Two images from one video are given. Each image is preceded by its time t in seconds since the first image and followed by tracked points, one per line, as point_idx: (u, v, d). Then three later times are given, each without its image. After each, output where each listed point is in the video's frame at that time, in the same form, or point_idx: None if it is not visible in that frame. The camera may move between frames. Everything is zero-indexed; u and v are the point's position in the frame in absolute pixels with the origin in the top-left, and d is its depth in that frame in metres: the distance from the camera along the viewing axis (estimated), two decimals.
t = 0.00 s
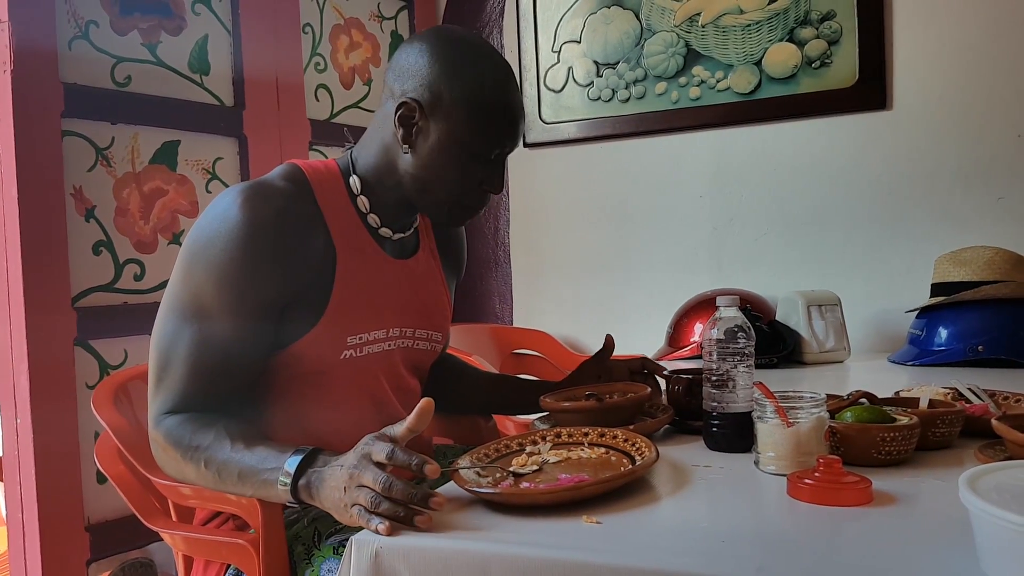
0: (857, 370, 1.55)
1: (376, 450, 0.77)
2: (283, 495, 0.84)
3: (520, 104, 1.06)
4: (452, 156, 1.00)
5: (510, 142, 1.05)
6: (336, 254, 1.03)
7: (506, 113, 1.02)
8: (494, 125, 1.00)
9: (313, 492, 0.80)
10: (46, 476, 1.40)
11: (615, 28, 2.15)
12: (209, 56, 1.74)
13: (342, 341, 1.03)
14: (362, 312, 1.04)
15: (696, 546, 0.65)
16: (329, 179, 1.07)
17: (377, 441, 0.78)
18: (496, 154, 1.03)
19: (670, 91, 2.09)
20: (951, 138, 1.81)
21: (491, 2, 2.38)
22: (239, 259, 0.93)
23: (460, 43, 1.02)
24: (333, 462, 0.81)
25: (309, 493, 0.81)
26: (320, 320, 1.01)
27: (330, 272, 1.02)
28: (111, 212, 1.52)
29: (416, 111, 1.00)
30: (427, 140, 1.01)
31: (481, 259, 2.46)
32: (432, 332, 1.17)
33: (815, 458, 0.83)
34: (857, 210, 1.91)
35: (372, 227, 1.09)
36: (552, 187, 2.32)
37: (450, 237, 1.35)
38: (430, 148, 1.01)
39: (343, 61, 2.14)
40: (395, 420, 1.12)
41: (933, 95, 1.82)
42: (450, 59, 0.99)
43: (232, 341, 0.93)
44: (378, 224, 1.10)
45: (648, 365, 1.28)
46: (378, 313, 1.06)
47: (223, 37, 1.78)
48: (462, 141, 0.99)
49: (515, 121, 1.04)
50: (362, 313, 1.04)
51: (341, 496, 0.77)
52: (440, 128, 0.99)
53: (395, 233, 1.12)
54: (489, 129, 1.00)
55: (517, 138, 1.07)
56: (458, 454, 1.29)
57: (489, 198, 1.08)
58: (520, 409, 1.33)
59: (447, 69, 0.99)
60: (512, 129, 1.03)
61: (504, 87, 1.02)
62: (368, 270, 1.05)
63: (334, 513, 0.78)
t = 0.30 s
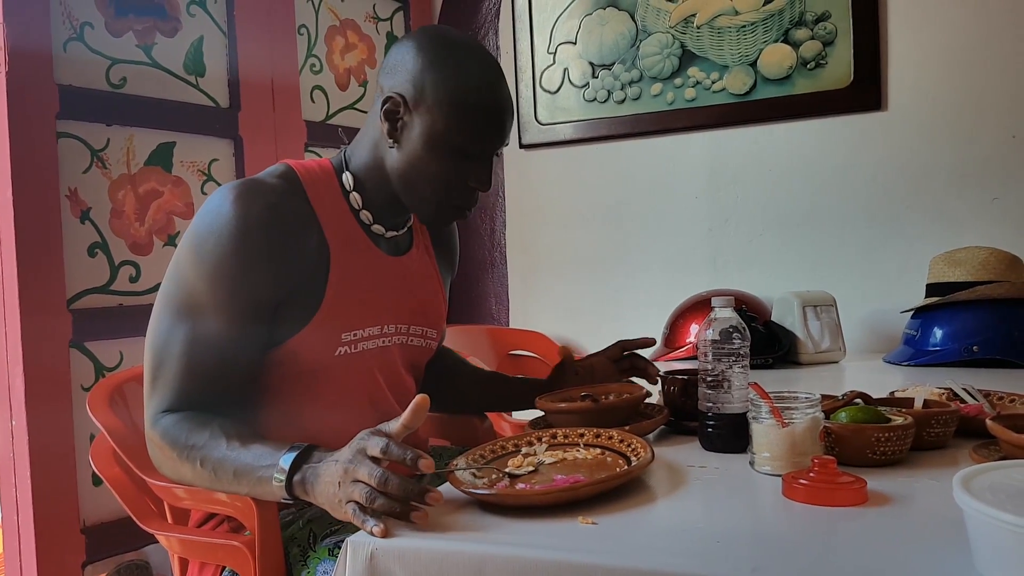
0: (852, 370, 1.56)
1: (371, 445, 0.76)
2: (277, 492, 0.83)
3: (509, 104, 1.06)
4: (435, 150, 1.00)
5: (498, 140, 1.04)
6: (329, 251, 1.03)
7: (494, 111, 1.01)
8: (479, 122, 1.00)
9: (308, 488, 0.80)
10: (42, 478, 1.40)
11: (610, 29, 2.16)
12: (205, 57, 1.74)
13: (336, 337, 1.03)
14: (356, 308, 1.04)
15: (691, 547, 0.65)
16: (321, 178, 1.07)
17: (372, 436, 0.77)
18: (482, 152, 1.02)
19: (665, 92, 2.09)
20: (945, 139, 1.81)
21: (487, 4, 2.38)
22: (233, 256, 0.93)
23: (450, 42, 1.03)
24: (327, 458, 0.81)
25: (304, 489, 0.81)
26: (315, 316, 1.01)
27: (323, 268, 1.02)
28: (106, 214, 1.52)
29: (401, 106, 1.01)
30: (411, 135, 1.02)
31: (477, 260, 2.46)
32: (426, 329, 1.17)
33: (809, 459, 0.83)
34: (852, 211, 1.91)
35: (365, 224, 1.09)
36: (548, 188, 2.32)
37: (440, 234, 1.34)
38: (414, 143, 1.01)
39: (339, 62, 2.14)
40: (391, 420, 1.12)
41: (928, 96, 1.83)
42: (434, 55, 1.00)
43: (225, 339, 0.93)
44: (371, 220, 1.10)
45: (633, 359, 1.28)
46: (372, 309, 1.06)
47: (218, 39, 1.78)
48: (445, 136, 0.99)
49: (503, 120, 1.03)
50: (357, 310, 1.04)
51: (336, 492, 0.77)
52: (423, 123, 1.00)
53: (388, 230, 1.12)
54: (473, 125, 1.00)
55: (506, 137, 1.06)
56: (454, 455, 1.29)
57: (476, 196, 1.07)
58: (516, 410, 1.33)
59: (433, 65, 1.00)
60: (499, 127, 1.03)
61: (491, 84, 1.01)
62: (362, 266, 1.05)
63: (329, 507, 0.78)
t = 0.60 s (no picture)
0: (852, 371, 1.56)
1: (372, 417, 0.77)
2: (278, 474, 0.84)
3: (499, 102, 1.05)
4: (413, 138, 1.01)
5: (481, 135, 1.03)
6: (325, 247, 1.03)
7: (477, 104, 1.01)
8: (460, 113, 1.00)
9: (310, 464, 0.81)
10: (41, 479, 1.40)
11: (609, 30, 2.16)
12: (204, 58, 1.74)
13: (334, 333, 1.04)
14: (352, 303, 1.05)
15: (691, 548, 0.65)
16: (317, 176, 1.08)
17: (373, 408, 0.77)
18: (462, 144, 1.02)
19: (664, 93, 2.10)
20: (944, 140, 1.82)
21: (486, 5, 2.38)
22: (231, 249, 0.94)
23: (440, 36, 1.04)
24: (329, 435, 0.81)
25: (306, 466, 0.81)
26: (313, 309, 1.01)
27: (319, 263, 1.02)
28: (105, 215, 1.52)
29: (387, 96, 1.04)
30: (393, 123, 1.03)
31: (476, 261, 2.46)
32: (424, 327, 1.18)
33: (808, 459, 0.83)
34: (851, 211, 1.92)
35: (361, 220, 1.09)
36: (547, 189, 2.32)
37: (434, 230, 1.34)
38: (394, 131, 1.03)
39: (338, 63, 2.14)
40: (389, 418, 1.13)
41: (926, 96, 1.83)
42: (423, 49, 1.02)
43: (223, 333, 0.93)
44: (368, 217, 1.10)
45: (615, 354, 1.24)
46: (368, 304, 1.07)
47: (218, 40, 1.78)
48: (423, 125, 1.00)
49: (488, 116, 1.03)
50: (354, 305, 1.05)
51: (339, 463, 0.77)
52: (405, 111, 1.02)
53: (385, 229, 1.12)
54: (453, 116, 1.00)
55: (493, 135, 1.06)
56: (452, 455, 1.30)
57: (458, 190, 1.06)
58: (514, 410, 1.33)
59: (419, 57, 1.02)
60: (482, 122, 1.02)
61: (476, 79, 1.01)
62: (359, 264, 1.06)
63: (330, 481, 0.78)
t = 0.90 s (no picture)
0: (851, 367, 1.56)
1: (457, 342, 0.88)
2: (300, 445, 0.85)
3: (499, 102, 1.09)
4: (426, 146, 1.03)
5: (487, 138, 1.07)
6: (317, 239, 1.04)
7: (482, 108, 1.05)
8: (471, 119, 1.03)
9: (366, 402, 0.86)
10: (40, 475, 1.40)
11: (608, 25, 2.15)
12: (203, 54, 1.74)
13: (328, 325, 1.04)
14: (345, 296, 1.05)
15: (690, 543, 0.65)
16: (307, 174, 1.08)
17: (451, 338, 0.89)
18: (473, 149, 1.06)
19: (664, 88, 2.09)
20: (944, 135, 1.82)
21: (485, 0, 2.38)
22: (231, 234, 0.94)
23: (438, 37, 1.05)
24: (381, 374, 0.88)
25: (361, 404, 0.86)
26: (308, 297, 1.02)
27: (313, 253, 1.03)
28: (104, 211, 1.52)
29: (393, 103, 1.03)
30: (403, 132, 1.04)
31: (476, 257, 2.46)
32: (416, 321, 1.18)
33: (807, 455, 0.83)
34: (851, 207, 1.91)
35: (356, 218, 1.09)
36: (546, 185, 2.32)
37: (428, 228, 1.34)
38: (406, 140, 1.04)
39: (337, 59, 2.14)
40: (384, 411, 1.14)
41: (926, 92, 1.83)
42: (428, 55, 1.02)
43: (225, 318, 0.92)
44: (362, 215, 1.10)
45: (620, 360, 1.27)
46: (362, 296, 1.08)
47: (216, 36, 1.77)
48: (438, 133, 1.02)
49: (493, 118, 1.07)
50: (348, 295, 1.06)
51: (404, 387, 0.84)
52: (416, 120, 1.02)
53: (379, 225, 1.12)
54: (464, 122, 1.03)
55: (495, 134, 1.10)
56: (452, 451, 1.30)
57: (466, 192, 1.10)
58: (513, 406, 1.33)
59: (423, 63, 1.02)
60: (489, 125, 1.06)
61: (482, 83, 1.05)
62: (352, 254, 1.07)
63: (409, 402, 0.84)
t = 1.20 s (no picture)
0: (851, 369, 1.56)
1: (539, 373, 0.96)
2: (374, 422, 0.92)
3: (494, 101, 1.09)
4: (419, 146, 1.03)
5: (482, 137, 1.07)
6: (321, 237, 1.05)
7: (476, 107, 1.04)
8: (464, 118, 1.03)
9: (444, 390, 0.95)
10: (40, 478, 1.40)
11: (608, 27, 2.15)
12: (203, 57, 1.74)
13: (334, 322, 1.05)
14: (347, 294, 1.06)
15: (690, 546, 0.65)
16: (306, 174, 1.08)
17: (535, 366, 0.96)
18: (466, 147, 1.05)
19: (664, 90, 2.09)
20: (944, 137, 1.82)
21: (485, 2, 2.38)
22: (253, 233, 0.95)
23: (432, 38, 1.05)
24: (465, 372, 0.95)
25: (438, 391, 0.95)
26: (315, 295, 1.03)
27: (318, 253, 1.04)
28: (104, 214, 1.52)
29: (386, 104, 1.04)
30: (396, 131, 1.04)
31: (476, 258, 2.46)
32: (414, 320, 1.18)
33: (807, 457, 0.83)
34: (851, 208, 1.91)
35: (354, 220, 1.09)
36: (546, 186, 2.32)
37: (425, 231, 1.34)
38: (398, 138, 1.04)
39: (337, 61, 2.14)
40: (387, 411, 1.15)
41: (925, 93, 1.83)
42: (419, 55, 1.02)
43: (260, 316, 0.94)
44: (360, 216, 1.10)
45: (620, 370, 1.28)
46: (364, 294, 1.09)
47: (216, 39, 1.78)
48: (430, 132, 1.02)
49: (487, 116, 1.06)
50: (348, 293, 1.06)
51: (483, 378, 0.93)
52: (408, 119, 1.03)
53: (377, 227, 1.13)
54: (458, 121, 1.03)
55: (491, 133, 1.09)
56: (452, 454, 1.30)
57: (462, 191, 1.09)
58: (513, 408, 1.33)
59: (417, 63, 1.03)
60: (483, 124, 1.06)
61: (475, 81, 1.04)
62: (352, 252, 1.08)
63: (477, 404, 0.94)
